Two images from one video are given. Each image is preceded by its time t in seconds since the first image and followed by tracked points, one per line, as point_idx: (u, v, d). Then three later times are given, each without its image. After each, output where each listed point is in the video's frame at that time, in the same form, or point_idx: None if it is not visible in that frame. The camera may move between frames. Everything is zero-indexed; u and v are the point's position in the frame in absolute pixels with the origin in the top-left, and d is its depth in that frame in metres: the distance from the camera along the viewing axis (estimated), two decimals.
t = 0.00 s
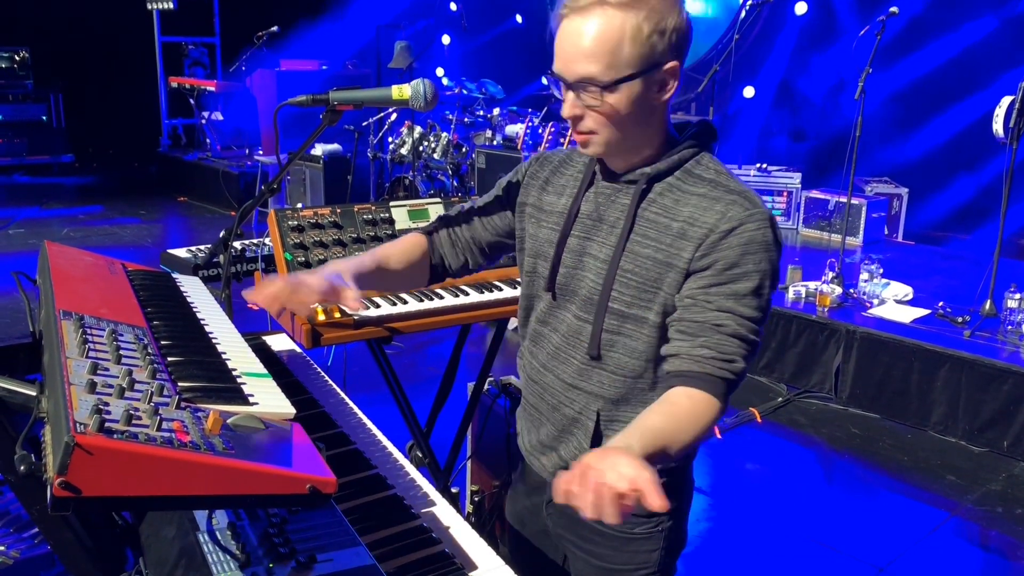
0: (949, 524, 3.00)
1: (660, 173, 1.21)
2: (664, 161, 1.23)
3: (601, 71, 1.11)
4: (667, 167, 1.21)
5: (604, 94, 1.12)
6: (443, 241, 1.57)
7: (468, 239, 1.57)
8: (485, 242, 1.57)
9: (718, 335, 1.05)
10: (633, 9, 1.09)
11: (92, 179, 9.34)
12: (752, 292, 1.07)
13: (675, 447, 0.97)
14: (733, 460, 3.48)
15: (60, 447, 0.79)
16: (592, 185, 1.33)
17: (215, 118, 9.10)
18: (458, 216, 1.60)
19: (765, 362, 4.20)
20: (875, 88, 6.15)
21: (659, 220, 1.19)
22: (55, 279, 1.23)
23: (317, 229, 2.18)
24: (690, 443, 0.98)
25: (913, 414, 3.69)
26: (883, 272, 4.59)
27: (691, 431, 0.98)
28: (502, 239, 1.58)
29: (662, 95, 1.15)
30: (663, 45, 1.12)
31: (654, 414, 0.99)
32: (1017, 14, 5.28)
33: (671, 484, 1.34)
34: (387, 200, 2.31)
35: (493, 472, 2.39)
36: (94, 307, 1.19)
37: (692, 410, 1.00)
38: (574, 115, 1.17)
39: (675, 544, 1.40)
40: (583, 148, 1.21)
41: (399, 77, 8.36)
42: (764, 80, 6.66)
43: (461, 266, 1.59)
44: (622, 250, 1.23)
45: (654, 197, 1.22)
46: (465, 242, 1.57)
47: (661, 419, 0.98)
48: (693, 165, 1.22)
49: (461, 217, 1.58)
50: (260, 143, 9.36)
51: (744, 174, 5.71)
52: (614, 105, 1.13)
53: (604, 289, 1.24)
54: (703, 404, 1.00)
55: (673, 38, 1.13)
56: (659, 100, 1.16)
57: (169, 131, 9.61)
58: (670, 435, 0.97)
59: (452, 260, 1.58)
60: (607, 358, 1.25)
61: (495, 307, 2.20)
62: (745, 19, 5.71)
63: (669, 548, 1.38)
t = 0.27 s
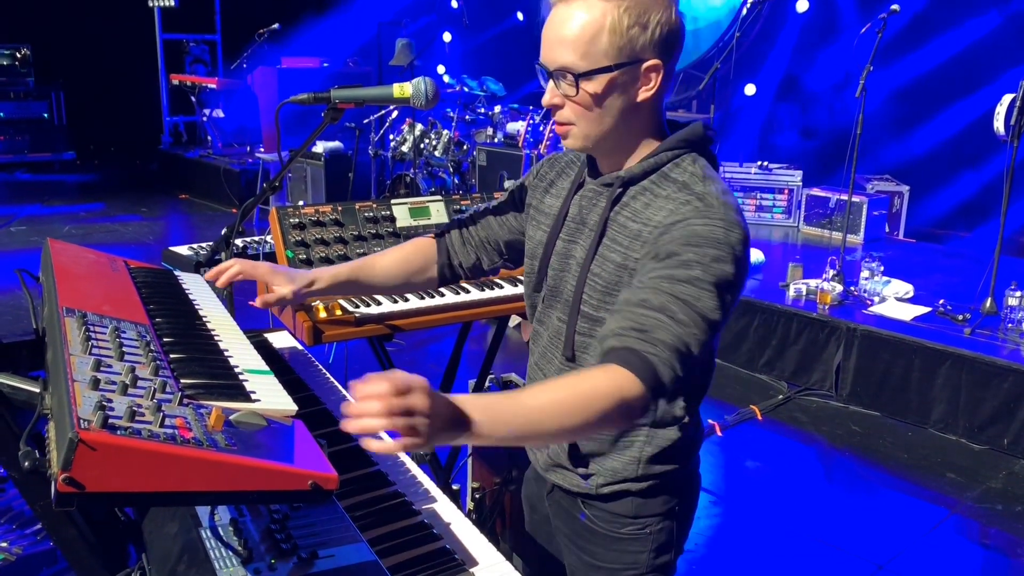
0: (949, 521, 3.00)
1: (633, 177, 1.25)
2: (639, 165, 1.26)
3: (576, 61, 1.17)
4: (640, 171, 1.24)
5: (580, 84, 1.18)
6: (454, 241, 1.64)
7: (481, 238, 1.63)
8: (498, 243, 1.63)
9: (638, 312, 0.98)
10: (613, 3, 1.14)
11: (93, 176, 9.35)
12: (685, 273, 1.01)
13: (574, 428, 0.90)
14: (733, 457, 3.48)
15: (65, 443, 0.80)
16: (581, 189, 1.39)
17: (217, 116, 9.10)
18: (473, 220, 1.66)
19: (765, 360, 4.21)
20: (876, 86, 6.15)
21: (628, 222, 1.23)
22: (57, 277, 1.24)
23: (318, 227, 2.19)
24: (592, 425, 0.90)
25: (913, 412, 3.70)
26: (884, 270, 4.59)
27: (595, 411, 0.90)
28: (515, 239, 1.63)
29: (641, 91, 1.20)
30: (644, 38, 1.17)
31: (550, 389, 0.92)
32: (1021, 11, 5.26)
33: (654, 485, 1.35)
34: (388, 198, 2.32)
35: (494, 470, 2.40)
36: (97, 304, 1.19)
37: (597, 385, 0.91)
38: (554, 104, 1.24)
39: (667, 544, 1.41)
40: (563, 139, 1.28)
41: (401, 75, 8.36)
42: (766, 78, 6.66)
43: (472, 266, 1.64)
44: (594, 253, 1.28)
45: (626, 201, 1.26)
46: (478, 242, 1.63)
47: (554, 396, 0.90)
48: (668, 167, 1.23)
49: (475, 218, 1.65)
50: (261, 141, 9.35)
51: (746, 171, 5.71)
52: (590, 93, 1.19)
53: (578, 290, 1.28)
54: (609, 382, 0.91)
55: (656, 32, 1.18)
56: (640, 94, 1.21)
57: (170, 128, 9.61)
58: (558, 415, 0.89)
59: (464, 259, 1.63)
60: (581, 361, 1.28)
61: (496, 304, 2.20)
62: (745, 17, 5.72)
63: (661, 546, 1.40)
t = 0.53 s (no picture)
0: (949, 518, 3.01)
1: (614, 178, 1.29)
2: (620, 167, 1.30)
3: (573, 56, 1.19)
4: (619, 173, 1.28)
5: (577, 80, 1.21)
6: (446, 235, 1.66)
7: (472, 233, 1.66)
8: (490, 239, 1.67)
9: (576, 280, 1.01)
10: None
11: (94, 174, 9.34)
12: (632, 251, 1.03)
13: (490, 394, 0.92)
14: (733, 455, 3.49)
15: (70, 440, 0.81)
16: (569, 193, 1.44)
17: (218, 114, 9.10)
18: (465, 214, 1.69)
19: (766, 358, 4.21)
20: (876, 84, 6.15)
21: (606, 224, 1.28)
22: (61, 275, 1.25)
23: (320, 226, 2.19)
24: (510, 388, 0.92)
25: (913, 410, 3.71)
26: (885, 269, 4.59)
27: (510, 374, 0.92)
28: (510, 235, 1.66)
29: (636, 87, 1.24)
30: (638, 33, 1.21)
31: (473, 353, 0.93)
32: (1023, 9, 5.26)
33: (645, 486, 1.41)
34: (389, 196, 2.32)
35: (495, 467, 2.40)
36: (101, 303, 1.20)
37: (511, 349, 0.92)
38: (547, 105, 1.26)
39: (662, 545, 1.46)
40: (556, 140, 1.30)
41: (402, 73, 8.35)
42: (767, 76, 6.66)
43: (462, 260, 1.67)
44: (576, 254, 1.33)
45: (607, 203, 1.30)
46: (470, 237, 1.67)
47: (467, 365, 0.92)
48: (648, 169, 1.26)
49: (468, 212, 1.68)
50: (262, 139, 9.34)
51: (747, 170, 5.72)
52: (588, 90, 1.22)
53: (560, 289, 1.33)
54: (523, 344, 0.93)
55: (649, 28, 1.22)
56: (634, 91, 1.24)
57: (172, 127, 9.60)
58: (469, 384, 0.91)
59: (454, 253, 1.66)
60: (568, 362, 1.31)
61: (497, 302, 2.20)
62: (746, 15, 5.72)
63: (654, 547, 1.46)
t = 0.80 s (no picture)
0: (950, 517, 3.01)
1: (611, 179, 1.29)
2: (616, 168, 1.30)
3: (566, 56, 1.20)
4: (617, 174, 1.29)
5: (572, 80, 1.22)
6: (443, 237, 1.67)
7: (469, 234, 1.67)
8: (487, 240, 1.67)
9: (581, 289, 1.01)
10: None
11: (95, 173, 9.35)
12: (637, 259, 1.04)
13: (493, 408, 0.93)
14: (734, 453, 3.50)
15: (72, 439, 0.82)
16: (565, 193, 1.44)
17: (219, 112, 9.11)
18: (463, 214, 1.69)
19: (766, 357, 4.22)
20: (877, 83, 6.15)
21: (604, 227, 1.29)
22: (64, 273, 1.25)
23: (321, 224, 2.20)
24: (516, 404, 0.94)
25: (914, 408, 3.71)
26: (885, 268, 4.59)
27: (520, 390, 0.93)
28: (506, 237, 1.66)
29: (632, 85, 1.25)
30: (632, 31, 1.21)
31: (479, 368, 0.94)
32: None
33: (642, 489, 1.41)
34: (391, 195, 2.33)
35: (496, 466, 2.41)
36: (103, 301, 1.21)
37: (519, 364, 0.94)
38: (542, 106, 1.26)
39: (658, 546, 1.48)
40: (553, 141, 1.30)
41: (402, 72, 8.35)
42: (767, 75, 6.66)
43: (459, 262, 1.67)
44: (573, 258, 1.34)
45: (605, 204, 1.31)
46: (467, 238, 1.67)
47: (479, 378, 0.93)
48: (645, 170, 1.27)
49: (466, 214, 1.68)
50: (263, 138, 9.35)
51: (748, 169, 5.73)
52: (582, 89, 1.22)
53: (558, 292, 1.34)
54: (532, 359, 0.94)
55: (643, 25, 1.23)
56: (629, 90, 1.25)
57: (173, 125, 9.60)
58: (478, 397, 0.92)
59: (450, 254, 1.66)
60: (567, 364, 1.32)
61: (497, 301, 2.21)
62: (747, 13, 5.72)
63: (651, 549, 1.47)
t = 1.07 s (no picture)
0: (950, 516, 3.02)
1: (612, 179, 1.30)
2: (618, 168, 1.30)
3: (546, 63, 1.22)
4: (618, 175, 1.29)
5: (550, 86, 1.24)
6: (444, 239, 1.68)
7: (470, 236, 1.68)
8: (488, 242, 1.68)
9: (573, 279, 1.03)
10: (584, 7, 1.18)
11: (97, 171, 9.36)
12: (632, 253, 1.05)
13: (481, 400, 0.95)
14: (734, 452, 3.50)
15: (79, 436, 0.82)
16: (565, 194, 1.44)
17: (220, 111, 9.11)
18: (463, 216, 1.70)
19: (767, 355, 4.22)
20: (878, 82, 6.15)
21: (604, 225, 1.30)
22: (68, 273, 1.26)
23: (323, 223, 2.21)
24: (506, 392, 0.96)
25: (914, 407, 3.72)
26: (886, 266, 4.59)
27: (508, 378, 0.95)
28: (507, 238, 1.68)
29: (614, 94, 1.25)
30: (614, 39, 1.20)
31: (469, 358, 0.96)
32: None
33: (645, 487, 1.42)
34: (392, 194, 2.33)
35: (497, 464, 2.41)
36: (107, 300, 1.21)
37: (506, 354, 0.95)
38: (528, 107, 1.29)
39: (661, 545, 1.48)
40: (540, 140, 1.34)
41: (403, 71, 8.35)
42: (769, 74, 6.66)
43: (461, 264, 1.68)
44: (574, 256, 1.34)
45: (605, 204, 1.31)
46: (469, 240, 1.68)
47: (466, 370, 0.95)
48: (646, 171, 1.27)
49: (467, 216, 1.69)
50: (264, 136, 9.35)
51: (750, 168, 5.74)
52: (558, 96, 1.24)
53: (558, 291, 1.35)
54: (518, 348, 0.96)
55: (628, 33, 1.21)
56: (611, 98, 1.25)
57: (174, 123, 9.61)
58: (466, 387, 0.94)
59: (453, 256, 1.67)
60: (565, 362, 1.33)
61: (498, 300, 2.22)
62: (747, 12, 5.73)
63: (655, 547, 1.48)
